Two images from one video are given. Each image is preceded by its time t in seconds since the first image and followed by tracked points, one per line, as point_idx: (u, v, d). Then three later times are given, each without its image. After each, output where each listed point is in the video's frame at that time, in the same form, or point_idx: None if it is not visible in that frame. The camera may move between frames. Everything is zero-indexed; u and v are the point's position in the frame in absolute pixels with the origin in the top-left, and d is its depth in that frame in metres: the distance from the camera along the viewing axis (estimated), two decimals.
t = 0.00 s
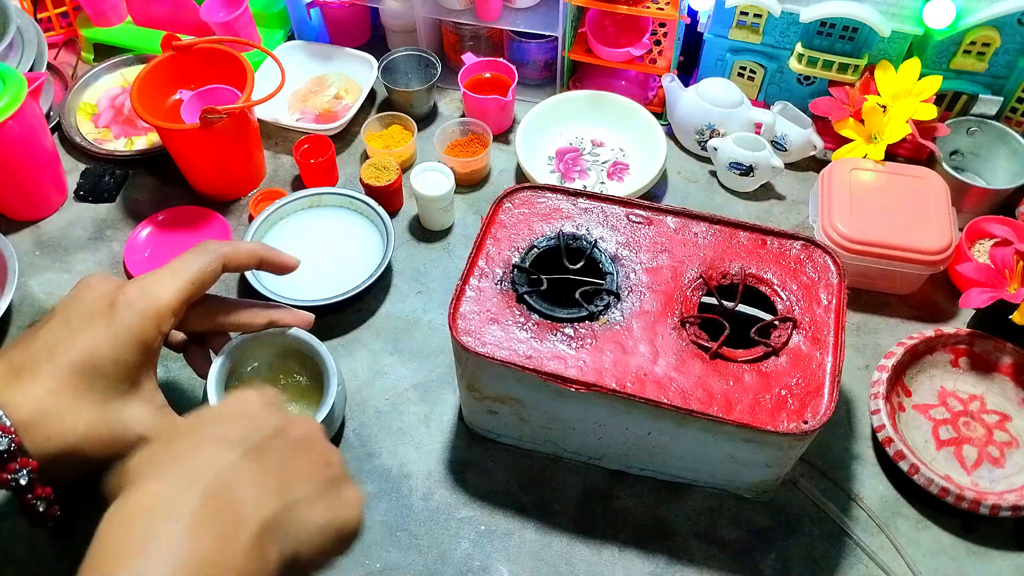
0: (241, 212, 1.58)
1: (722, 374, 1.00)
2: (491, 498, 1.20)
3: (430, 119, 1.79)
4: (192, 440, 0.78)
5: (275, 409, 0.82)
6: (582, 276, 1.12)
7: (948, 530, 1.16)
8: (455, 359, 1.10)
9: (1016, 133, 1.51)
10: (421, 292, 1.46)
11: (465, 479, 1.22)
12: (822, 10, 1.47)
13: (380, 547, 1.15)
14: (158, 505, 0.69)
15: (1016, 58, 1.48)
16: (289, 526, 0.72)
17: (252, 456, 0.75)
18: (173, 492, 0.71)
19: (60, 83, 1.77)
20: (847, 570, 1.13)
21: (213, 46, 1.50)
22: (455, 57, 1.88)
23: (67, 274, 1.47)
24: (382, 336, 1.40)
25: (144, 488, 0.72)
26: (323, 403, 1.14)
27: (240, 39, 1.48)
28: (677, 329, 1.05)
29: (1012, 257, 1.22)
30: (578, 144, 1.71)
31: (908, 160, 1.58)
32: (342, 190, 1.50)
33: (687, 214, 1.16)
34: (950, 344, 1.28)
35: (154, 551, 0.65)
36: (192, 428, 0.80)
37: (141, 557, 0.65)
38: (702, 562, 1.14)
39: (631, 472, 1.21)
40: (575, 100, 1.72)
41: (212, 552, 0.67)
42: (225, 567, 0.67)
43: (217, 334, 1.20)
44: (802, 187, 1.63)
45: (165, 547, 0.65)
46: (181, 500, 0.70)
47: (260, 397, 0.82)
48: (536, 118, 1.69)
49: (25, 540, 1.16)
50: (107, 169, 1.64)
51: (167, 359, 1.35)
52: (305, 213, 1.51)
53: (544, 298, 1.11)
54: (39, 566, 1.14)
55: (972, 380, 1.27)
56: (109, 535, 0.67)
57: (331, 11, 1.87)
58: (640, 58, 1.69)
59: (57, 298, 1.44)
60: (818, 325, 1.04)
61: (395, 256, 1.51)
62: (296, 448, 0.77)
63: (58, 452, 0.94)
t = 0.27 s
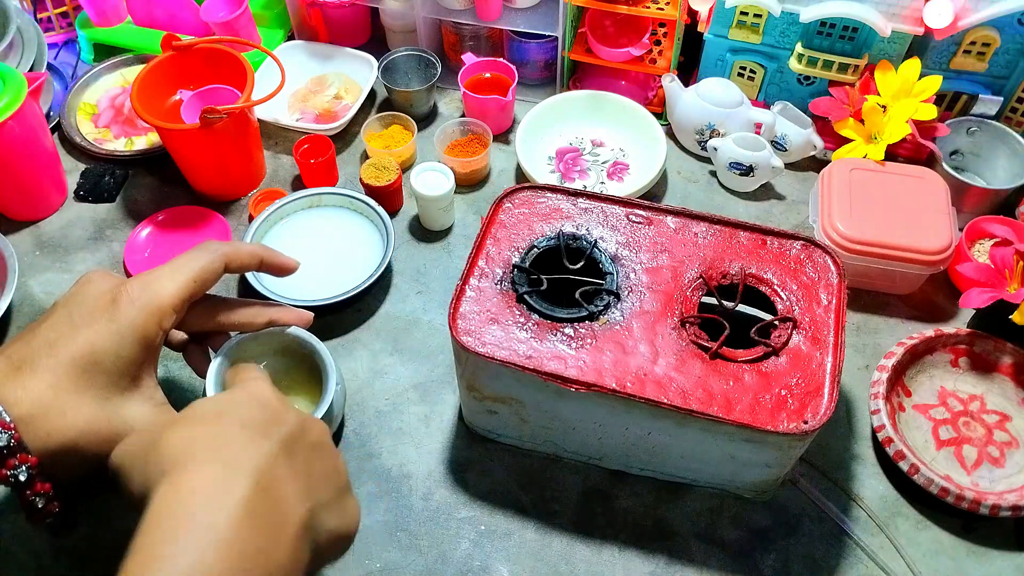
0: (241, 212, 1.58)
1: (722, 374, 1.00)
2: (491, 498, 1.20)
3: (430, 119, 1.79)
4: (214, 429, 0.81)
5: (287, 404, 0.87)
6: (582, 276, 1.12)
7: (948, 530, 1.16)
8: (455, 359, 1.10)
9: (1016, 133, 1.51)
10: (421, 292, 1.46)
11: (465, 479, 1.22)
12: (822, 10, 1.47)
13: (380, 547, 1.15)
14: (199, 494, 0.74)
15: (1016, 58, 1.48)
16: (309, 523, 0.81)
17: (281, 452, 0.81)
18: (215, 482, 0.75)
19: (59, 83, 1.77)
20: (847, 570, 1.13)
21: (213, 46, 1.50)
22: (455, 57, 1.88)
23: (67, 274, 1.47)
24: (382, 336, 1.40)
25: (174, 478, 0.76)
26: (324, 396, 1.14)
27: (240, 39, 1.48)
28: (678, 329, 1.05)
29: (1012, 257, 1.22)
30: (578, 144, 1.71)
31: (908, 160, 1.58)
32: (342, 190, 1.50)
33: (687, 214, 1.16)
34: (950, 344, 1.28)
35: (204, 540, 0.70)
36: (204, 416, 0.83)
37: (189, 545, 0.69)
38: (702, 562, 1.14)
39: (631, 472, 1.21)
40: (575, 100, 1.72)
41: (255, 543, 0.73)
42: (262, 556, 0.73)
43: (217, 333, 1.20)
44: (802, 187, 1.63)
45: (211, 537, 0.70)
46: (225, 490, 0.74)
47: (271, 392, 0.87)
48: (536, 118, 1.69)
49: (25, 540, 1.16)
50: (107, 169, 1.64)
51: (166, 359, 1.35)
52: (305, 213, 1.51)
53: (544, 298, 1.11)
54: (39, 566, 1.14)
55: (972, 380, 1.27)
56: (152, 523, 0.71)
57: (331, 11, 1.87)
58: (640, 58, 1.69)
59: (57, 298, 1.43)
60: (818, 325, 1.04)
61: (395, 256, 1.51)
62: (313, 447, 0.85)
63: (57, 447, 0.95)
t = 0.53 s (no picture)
0: (241, 212, 1.58)
1: (723, 374, 1.00)
2: (491, 498, 1.20)
3: (430, 119, 1.79)
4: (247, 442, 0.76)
5: (320, 413, 0.82)
6: (582, 276, 1.12)
7: (948, 530, 1.16)
8: (455, 359, 1.10)
9: (1016, 133, 1.51)
10: (421, 292, 1.46)
11: (465, 479, 1.22)
12: (822, 10, 1.47)
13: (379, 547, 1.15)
14: (232, 513, 0.68)
15: (1016, 58, 1.48)
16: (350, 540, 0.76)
17: (316, 465, 0.76)
18: (249, 499, 0.69)
19: (59, 83, 1.77)
20: (846, 570, 1.13)
21: (213, 46, 1.50)
22: (455, 57, 1.88)
23: (67, 274, 1.47)
24: (382, 336, 1.40)
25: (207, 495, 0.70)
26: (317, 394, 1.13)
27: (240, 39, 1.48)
28: (678, 329, 1.05)
29: (1012, 257, 1.22)
30: (578, 144, 1.71)
31: (908, 160, 1.58)
32: (342, 190, 1.50)
33: (687, 215, 1.16)
34: (950, 343, 1.28)
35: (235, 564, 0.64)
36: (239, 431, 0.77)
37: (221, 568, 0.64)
38: (702, 562, 1.14)
39: (631, 472, 1.21)
40: (575, 100, 1.72)
41: (289, 558, 0.67)
42: None
43: (211, 332, 1.21)
44: (802, 187, 1.63)
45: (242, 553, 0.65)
46: (254, 504, 0.69)
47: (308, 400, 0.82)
48: (536, 118, 1.69)
49: (25, 540, 1.16)
50: (107, 169, 1.63)
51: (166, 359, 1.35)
52: (305, 213, 1.51)
53: (544, 298, 1.11)
54: (39, 567, 1.14)
55: (972, 380, 1.27)
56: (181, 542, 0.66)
57: (331, 11, 1.87)
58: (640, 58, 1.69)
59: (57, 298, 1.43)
60: (818, 325, 1.04)
61: (395, 256, 1.51)
62: (353, 457, 0.80)
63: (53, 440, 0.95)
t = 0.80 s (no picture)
0: (241, 212, 1.58)
1: (722, 374, 1.00)
2: (491, 498, 1.20)
3: (430, 119, 1.79)
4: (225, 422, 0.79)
5: (300, 387, 0.84)
6: (582, 276, 1.12)
7: (948, 530, 1.16)
8: (455, 359, 1.10)
9: (1016, 133, 1.51)
10: (421, 292, 1.46)
11: (464, 480, 1.22)
12: (822, 10, 1.47)
13: (380, 547, 1.15)
14: (210, 481, 0.71)
15: (1016, 58, 1.48)
16: (336, 496, 0.77)
17: (294, 431, 0.79)
18: (225, 467, 0.73)
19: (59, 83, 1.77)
20: (847, 570, 1.13)
21: (213, 46, 1.50)
22: (455, 57, 1.88)
23: (67, 274, 1.47)
24: (382, 336, 1.40)
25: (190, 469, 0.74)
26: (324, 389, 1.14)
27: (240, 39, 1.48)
28: (678, 329, 1.05)
29: (1012, 257, 1.22)
30: (578, 145, 1.71)
31: (908, 160, 1.58)
32: (342, 190, 1.50)
33: (687, 214, 1.16)
34: (950, 343, 1.28)
35: (214, 519, 0.68)
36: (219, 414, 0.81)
37: (204, 527, 0.67)
38: (702, 562, 1.14)
39: (631, 471, 1.21)
40: (575, 100, 1.72)
41: (272, 523, 0.69)
42: (285, 531, 0.70)
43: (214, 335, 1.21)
44: (802, 187, 1.63)
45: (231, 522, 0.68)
46: (239, 479, 0.72)
47: (289, 376, 0.86)
48: (536, 119, 1.69)
49: (25, 540, 1.16)
50: (107, 169, 1.63)
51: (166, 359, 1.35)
52: (305, 213, 1.51)
53: (544, 298, 1.11)
54: (39, 567, 1.14)
55: (972, 380, 1.27)
56: (167, 513, 0.69)
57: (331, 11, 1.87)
58: (640, 58, 1.69)
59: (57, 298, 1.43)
60: (818, 325, 1.04)
61: (395, 256, 1.51)
62: (335, 420, 0.82)
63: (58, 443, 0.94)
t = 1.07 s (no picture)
0: (241, 213, 1.58)
1: (722, 374, 1.00)
2: (491, 498, 1.20)
3: (430, 119, 1.79)
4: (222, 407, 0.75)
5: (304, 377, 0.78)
6: (582, 276, 1.12)
7: (948, 530, 1.16)
8: (455, 359, 1.10)
9: (1016, 133, 1.51)
10: (421, 292, 1.46)
11: (464, 479, 1.22)
12: (822, 10, 1.47)
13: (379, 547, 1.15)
14: (197, 467, 0.68)
15: (1016, 58, 1.48)
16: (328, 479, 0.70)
17: (288, 415, 0.73)
18: (210, 451, 0.70)
19: (59, 83, 1.77)
20: (846, 570, 1.13)
21: (213, 46, 1.50)
22: (455, 57, 1.88)
23: (67, 274, 1.47)
24: (382, 336, 1.40)
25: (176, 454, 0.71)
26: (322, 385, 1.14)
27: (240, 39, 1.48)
28: (678, 329, 1.05)
29: (1012, 257, 1.22)
30: (578, 144, 1.71)
31: (908, 160, 1.58)
32: (342, 190, 1.50)
33: (687, 214, 1.16)
34: (950, 343, 1.28)
35: (196, 507, 0.65)
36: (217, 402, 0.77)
37: (184, 515, 0.64)
38: (702, 562, 1.14)
39: (631, 471, 1.21)
40: (575, 100, 1.72)
41: (254, 513, 0.65)
42: (263, 516, 0.65)
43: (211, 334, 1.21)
44: (802, 187, 1.63)
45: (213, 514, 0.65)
46: (225, 467, 0.68)
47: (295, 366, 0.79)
48: (536, 119, 1.69)
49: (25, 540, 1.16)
50: (107, 169, 1.63)
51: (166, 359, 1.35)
52: (305, 213, 1.51)
53: (544, 298, 1.11)
54: (39, 567, 1.14)
55: (972, 380, 1.27)
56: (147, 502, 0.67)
57: (331, 11, 1.87)
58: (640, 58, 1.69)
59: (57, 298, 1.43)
60: (818, 325, 1.04)
61: (395, 256, 1.51)
62: (336, 404, 0.76)
63: (56, 441, 0.95)
